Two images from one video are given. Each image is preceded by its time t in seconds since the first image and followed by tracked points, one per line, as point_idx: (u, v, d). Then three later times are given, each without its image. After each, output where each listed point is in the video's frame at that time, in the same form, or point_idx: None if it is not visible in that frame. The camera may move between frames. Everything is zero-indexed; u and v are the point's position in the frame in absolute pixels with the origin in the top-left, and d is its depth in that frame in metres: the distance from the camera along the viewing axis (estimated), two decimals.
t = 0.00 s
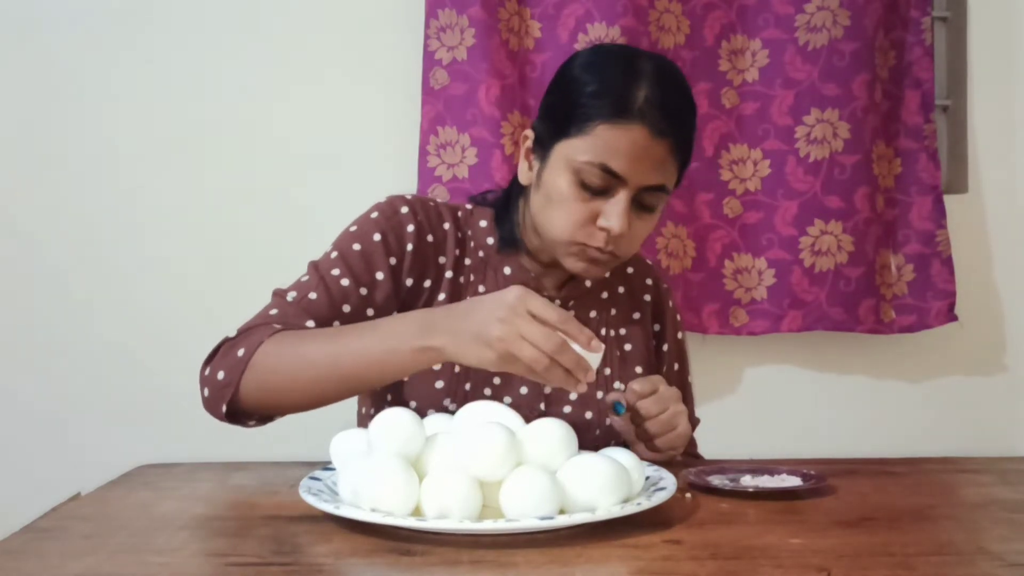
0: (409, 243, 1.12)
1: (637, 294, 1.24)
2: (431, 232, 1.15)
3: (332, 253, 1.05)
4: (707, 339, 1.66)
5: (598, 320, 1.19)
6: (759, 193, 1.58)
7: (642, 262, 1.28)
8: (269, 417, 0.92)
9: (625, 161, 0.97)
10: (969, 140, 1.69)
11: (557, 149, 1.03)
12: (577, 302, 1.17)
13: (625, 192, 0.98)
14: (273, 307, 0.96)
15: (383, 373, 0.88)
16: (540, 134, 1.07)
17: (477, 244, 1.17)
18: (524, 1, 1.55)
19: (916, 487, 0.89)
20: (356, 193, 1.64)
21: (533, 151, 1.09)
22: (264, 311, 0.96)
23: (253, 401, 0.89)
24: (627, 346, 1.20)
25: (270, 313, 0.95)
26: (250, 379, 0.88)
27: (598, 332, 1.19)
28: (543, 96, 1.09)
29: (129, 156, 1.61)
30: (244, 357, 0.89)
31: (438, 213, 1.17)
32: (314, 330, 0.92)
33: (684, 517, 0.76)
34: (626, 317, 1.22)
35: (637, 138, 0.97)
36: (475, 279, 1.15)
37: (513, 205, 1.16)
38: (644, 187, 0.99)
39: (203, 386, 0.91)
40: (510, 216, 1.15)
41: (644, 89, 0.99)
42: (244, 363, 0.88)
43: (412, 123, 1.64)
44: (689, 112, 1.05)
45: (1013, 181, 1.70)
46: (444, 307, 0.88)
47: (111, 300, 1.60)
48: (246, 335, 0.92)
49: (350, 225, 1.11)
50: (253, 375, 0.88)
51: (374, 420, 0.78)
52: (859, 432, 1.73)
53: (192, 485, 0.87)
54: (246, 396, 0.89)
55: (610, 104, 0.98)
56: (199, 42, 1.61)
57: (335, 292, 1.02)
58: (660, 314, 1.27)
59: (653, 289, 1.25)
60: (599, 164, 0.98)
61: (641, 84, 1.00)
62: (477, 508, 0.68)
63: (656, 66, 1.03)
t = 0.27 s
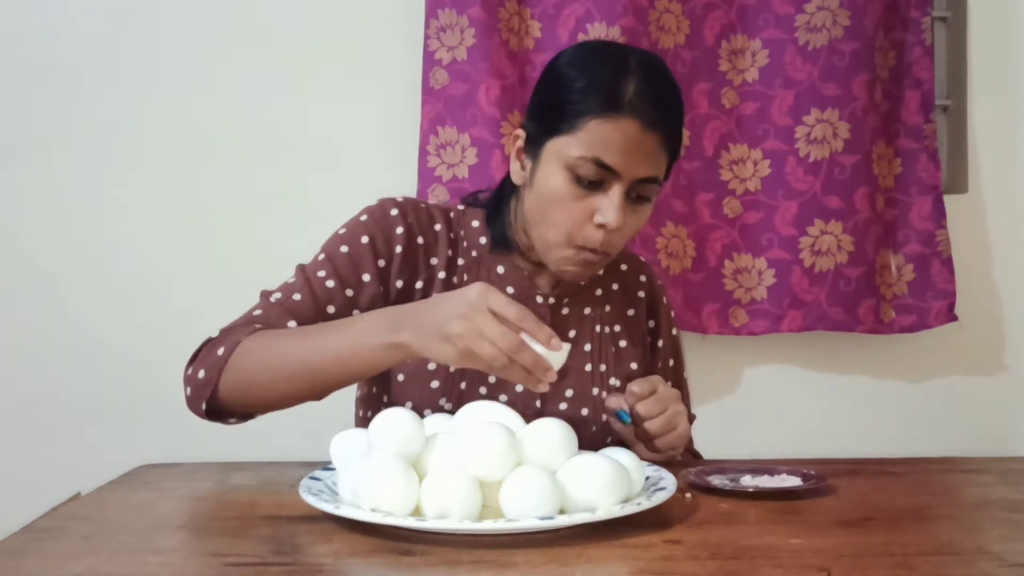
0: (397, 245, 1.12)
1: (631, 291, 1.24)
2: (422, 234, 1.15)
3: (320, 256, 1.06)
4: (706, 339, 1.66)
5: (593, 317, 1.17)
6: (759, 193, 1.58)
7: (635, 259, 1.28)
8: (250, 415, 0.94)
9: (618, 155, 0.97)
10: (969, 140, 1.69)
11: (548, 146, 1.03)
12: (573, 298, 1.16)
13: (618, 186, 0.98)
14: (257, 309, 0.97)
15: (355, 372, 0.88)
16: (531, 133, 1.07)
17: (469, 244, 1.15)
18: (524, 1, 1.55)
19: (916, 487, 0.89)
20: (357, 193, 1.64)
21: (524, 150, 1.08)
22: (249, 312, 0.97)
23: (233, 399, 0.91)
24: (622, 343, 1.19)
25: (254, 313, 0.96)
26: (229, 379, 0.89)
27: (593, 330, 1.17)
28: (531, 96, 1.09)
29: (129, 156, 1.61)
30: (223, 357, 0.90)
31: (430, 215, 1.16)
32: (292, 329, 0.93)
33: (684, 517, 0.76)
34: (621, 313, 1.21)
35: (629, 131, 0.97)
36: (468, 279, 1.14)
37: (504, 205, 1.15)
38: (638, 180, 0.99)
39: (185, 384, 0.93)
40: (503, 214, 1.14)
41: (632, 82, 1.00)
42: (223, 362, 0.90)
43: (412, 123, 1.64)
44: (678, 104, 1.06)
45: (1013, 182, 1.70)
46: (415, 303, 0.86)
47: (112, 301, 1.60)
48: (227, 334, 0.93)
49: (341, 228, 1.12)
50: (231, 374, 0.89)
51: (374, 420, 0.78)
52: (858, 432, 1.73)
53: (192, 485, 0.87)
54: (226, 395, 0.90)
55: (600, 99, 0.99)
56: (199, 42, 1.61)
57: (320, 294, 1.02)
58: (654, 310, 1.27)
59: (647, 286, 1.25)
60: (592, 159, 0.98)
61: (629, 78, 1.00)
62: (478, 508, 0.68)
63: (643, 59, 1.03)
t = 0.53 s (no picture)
0: (389, 244, 1.11)
1: (627, 287, 1.24)
2: (415, 234, 1.14)
3: (310, 249, 1.06)
4: (706, 339, 1.66)
5: (589, 315, 1.17)
6: (759, 193, 1.58)
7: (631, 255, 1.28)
8: (224, 399, 0.95)
9: (609, 154, 0.97)
10: (969, 140, 1.69)
11: (539, 146, 1.03)
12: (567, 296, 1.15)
13: (610, 186, 0.98)
14: (243, 296, 0.97)
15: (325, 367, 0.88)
16: (521, 132, 1.07)
17: (464, 244, 1.15)
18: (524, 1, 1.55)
19: (916, 487, 0.89)
20: (357, 193, 1.64)
21: (514, 149, 1.08)
22: (235, 298, 0.97)
23: (208, 383, 0.91)
24: (619, 340, 1.19)
25: (240, 300, 0.96)
26: (206, 363, 0.90)
27: (589, 327, 1.16)
28: (520, 95, 1.09)
29: (130, 155, 1.61)
30: (203, 340, 0.90)
31: (424, 215, 1.16)
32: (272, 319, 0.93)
33: (684, 517, 0.76)
34: (616, 310, 1.21)
35: (620, 131, 0.97)
36: (463, 278, 1.14)
37: (498, 204, 1.14)
38: (629, 179, 0.99)
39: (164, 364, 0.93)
40: (496, 213, 1.14)
41: (622, 79, 1.00)
42: (202, 346, 0.90)
43: (412, 123, 1.64)
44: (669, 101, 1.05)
45: (1013, 181, 1.70)
46: (393, 304, 0.86)
47: (111, 301, 1.60)
48: (210, 319, 0.93)
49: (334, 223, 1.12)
50: (208, 358, 0.90)
51: (374, 420, 0.78)
52: (858, 432, 1.73)
53: (192, 485, 0.87)
54: (203, 379, 0.91)
55: (590, 99, 0.98)
56: (199, 42, 1.61)
57: (307, 287, 1.03)
58: (651, 306, 1.27)
59: (643, 281, 1.25)
60: (584, 159, 0.98)
61: (619, 77, 1.00)
62: (477, 508, 0.68)
63: (632, 56, 1.03)
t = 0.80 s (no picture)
0: (383, 246, 1.12)
1: (622, 285, 1.24)
2: (408, 235, 1.14)
3: (303, 253, 1.07)
4: (706, 339, 1.66)
5: (584, 312, 1.17)
6: (759, 193, 1.58)
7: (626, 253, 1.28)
8: (222, 403, 0.96)
9: (604, 148, 0.97)
10: (969, 140, 1.69)
11: (533, 143, 1.03)
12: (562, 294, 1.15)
13: (605, 179, 0.98)
14: (237, 300, 0.98)
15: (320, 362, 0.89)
16: (514, 131, 1.06)
17: (457, 244, 1.14)
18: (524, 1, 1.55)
19: (916, 488, 0.89)
20: (357, 192, 1.64)
21: (507, 148, 1.08)
22: (228, 305, 0.98)
23: (205, 388, 0.92)
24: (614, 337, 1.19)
25: (233, 305, 0.97)
26: (203, 367, 0.91)
27: (584, 325, 1.16)
28: (512, 95, 1.09)
29: (129, 155, 1.61)
30: (198, 345, 0.91)
31: (417, 216, 1.16)
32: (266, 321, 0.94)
33: (684, 517, 0.76)
34: (611, 308, 1.22)
35: (613, 124, 0.98)
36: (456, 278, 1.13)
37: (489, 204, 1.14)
38: (624, 172, 0.99)
39: (160, 371, 0.94)
40: (490, 213, 1.14)
41: (613, 75, 1.00)
42: (198, 352, 0.91)
43: (413, 123, 1.64)
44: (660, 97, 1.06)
45: (1013, 182, 1.70)
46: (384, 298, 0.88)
47: (111, 301, 1.60)
48: (203, 324, 0.94)
49: (327, 228, 1.12)
50: (204, 363, 0.91)
51: (374, 420, 0.78)
52: (858, 432, 1.73)
53: (192, 485, 0.87)
54: (200, 383, 0.92)
55: (583, 93, 0.99)
56: (199, 42, 1.61)
57: (301, 290, 1.03)
58: (647, 303, 1.27)
59: (638, 279, 1.25)
60: (578, 153, 0.98)
61: (611, 72, 1.01)
62: (477, 508, 0.68)
63: (622, 53, 1.04)
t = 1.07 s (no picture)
0: (379, 254, 1.11)
1: (618, 284, 1.24)
2: (403, 239, 1.13)
3: (302, 276, 1.08)
4: (706, 339, 1.67)
5: (581, 312, 1.17)
6: (759, 193, 1.58)
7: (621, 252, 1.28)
8: (243, 436, 0.98)
9: (600, 143, 0.98)
10: (969, 140, 1.69)
11: (527, 139, 1.03)
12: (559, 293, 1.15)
13: (602, 174, 0.99)
14: (242, 336, 1.01)
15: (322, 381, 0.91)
16: (508, 128, 1.07)
17: (453, 246, 1.14)
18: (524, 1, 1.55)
19: (916, 488, 0.89)
20: (357, 192, 1.64)
21: (502, 146, 1.08)
22: (234, 341, 1.01)
23: (224, 425, 0.95)
24: (611, 336, 1.19)
25: (238, 340, 1.00)
26: (217, 405, 0.94)
27: (581, 324, 1.16)
28: (504, 92, 1.09)
29: (129, 154, 1.61)
30: (209, 387, 0.94)
31: (411, 220, 1.15)
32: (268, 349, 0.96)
33: (684, 517, 0.76)
34: (608, 307, 1.21)
35: (609, 119, 0.98)
36: (454, 280, 1.13)
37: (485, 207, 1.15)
38: (620, 166, 1.00)
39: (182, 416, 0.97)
40: (486, 213, 1.15)
41: (606, 70, 1.01)
42: (210, 392, 0.94)
43: (413, 123, 1.64)
44: (651, 90, 1.07)
45: (1013, 182, 1.70)
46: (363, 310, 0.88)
47: (111, 301, 1.60)
48: (211, 363, 0.97)
49: (323, 245, 1.12)
50: (217, 402, 0.94)
51: (373, 420, 0.78)
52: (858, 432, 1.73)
53: (192, 485, 0.87)
54: (218, 421, 0.95)
55: (577, 88, 1.00)
56: (199, 42, 1.61)
57: (301, 315, 1.04)
58: (642, 302, 1.27)
59: (634, 278, 1.25)
60: (575, 148, 0.98)
61: (603, 66, 1.02)
62: (477, 508, 0.68)
63: (613, 47, 1.05)
